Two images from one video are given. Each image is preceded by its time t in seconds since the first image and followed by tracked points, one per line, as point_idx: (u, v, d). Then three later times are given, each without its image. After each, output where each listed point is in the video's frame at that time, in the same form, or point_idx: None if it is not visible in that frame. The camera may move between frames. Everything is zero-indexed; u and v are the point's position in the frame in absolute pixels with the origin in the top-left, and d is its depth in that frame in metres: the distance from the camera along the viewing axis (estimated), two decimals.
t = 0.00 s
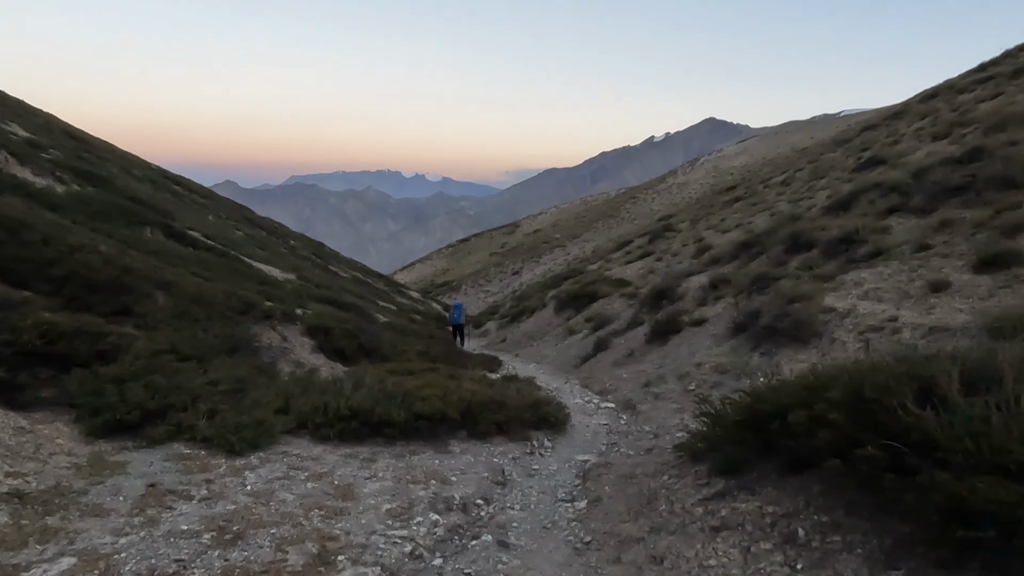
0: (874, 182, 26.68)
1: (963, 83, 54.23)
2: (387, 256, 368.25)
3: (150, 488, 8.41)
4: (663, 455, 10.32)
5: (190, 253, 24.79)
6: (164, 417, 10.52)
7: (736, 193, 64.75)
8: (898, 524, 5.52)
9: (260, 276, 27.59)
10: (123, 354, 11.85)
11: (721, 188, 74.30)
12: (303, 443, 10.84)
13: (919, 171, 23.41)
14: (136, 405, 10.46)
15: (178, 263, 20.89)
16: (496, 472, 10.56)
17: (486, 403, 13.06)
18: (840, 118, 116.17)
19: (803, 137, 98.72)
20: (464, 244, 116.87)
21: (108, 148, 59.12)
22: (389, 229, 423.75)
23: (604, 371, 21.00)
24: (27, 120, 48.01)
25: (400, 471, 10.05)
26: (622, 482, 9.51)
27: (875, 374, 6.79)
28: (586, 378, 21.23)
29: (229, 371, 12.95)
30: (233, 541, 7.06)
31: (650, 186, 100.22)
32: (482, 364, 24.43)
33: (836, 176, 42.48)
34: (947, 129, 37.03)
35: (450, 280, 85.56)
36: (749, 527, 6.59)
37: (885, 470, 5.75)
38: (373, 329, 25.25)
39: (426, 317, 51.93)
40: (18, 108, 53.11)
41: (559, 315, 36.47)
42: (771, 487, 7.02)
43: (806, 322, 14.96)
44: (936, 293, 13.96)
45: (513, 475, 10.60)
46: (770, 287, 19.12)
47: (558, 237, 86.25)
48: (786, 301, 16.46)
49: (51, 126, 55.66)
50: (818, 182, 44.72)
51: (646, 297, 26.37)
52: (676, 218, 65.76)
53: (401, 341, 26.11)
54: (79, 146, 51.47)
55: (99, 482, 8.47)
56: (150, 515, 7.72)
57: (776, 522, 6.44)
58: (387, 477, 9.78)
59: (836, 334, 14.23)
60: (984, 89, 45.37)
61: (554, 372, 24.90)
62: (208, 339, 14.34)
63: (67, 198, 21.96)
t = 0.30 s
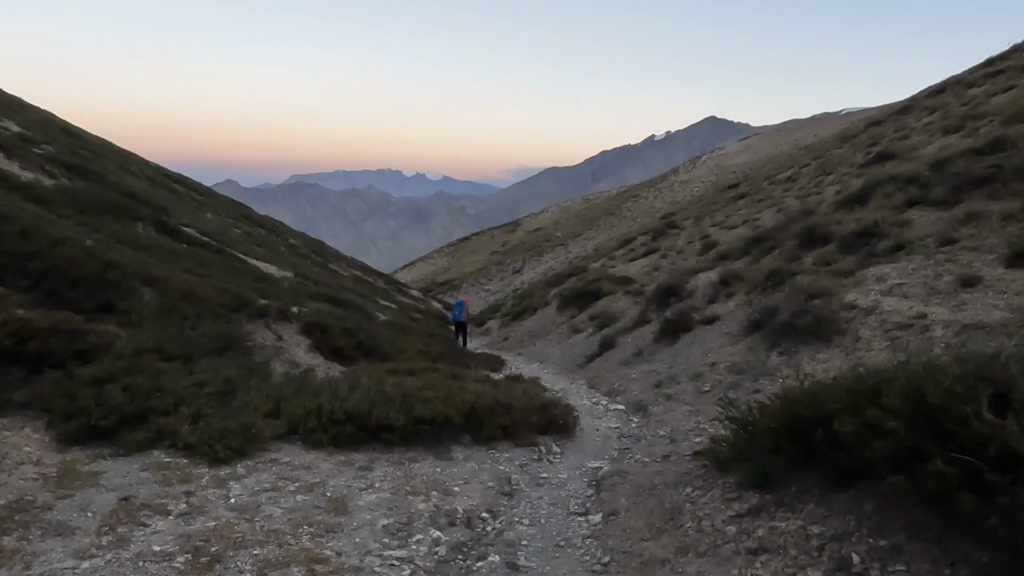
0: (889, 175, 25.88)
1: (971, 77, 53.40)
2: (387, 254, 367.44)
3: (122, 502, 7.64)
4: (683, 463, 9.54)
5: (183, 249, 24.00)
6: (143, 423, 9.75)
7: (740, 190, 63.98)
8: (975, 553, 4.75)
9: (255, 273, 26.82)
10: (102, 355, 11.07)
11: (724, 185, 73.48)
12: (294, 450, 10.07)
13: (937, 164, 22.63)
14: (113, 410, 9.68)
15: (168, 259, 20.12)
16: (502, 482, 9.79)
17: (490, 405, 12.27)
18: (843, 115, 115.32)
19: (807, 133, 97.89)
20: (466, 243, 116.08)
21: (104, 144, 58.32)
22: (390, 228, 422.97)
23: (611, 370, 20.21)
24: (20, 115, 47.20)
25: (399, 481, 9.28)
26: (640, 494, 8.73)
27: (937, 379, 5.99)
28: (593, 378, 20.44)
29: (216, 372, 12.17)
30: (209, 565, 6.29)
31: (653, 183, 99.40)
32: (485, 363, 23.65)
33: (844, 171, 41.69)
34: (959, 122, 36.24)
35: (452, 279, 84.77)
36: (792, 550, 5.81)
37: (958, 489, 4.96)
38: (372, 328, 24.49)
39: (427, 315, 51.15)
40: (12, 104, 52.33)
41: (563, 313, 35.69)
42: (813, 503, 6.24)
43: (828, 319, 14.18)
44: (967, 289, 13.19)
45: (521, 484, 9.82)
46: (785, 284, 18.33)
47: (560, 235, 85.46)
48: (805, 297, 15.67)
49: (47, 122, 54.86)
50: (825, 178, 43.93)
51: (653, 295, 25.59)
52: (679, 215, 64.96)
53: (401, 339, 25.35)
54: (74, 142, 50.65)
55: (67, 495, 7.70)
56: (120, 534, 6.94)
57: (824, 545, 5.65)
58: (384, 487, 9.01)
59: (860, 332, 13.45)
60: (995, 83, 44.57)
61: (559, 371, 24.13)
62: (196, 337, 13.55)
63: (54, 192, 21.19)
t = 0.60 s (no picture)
0: (899, 170, 25.13)
1: (977, 73, 52.67)
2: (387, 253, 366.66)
3: (78, 519, 6.89)
4: (697, 473, 8.79)
5: (171, 245, 23.24)
6: (111, 430, 9.00)
7: (742, 188, 63.22)
8: None
9: (247, 270, 26.05)
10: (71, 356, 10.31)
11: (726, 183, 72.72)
12: (276, 458, 9.32)
13: (951, 157, 21.90)
14: (77, 416, 8.92)
15: (154, 256, 19.36)
16: (500, 493, 9.05)
17: (488, 409, 11.53)
18: (845, 113, 114.55)
19: (808, 131, 97.17)
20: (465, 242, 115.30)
21: (99, 141, 57.55)
22: (389, 227, 422.13)
23: (614, 371, 19.47)
24: (12, 110, 46.41)
25: (388, 492, 8.54)
26: (651, 508, 7.98)
27: (996, 386, 5.25)
28: (595, 379, 19.70)
29: (196, 374, 11.42)
30: None
31: (653, 182, 98.66)
32: (483, 363, 22.90)
33: (849, 167, 40.95)
34: (967, 117, 35.51)
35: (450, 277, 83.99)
36: None
37: None
38: (367, 327, 23.74)
39: (425, 314, 50.41)
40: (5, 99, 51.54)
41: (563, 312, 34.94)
42: (852, 524, 5.49)
43: (844, 318, 13.44)
44: (994, 285, 12.46)
45: (520, 496, 9.08)
46: (797, 281, 17.58)
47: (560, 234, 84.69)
48: (818, 295, 14.93)
49: (40, 118, 54.09)
50: (829, 175, 43.20)
51: (657, 293, 24.85)
52: (681, 212, 64.21)
53: (397, 339, 24.58)
54: (67, 138, 49.89)
55: (17, 511, 6.95)
56: (70, 557, 6.18)
57: None
58: (372, 500, 8.25)
59: (880, 331, 12.72)
60: (1002, 78, 43.84)
61: (560, 371, 23.39)
62: (176, 337, 12.80)
63: (36, 186, 20.43)
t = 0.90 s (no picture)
0: (910, 166, 24.40)
1: (981, 70, 52.02)
2: (385, 252, 365.87)
3: (25, 551, 6.16)
4: (712, 493, 8.07)
5: (159, 243, 22.48)
6: (73, 444, 8.27)
7: (744, 186, 62.48)
8: None
9: (238, 269, 25.30)
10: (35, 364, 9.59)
11: (726, 182, 72.03)
12: (255, 475, 8.59)
13: (964, 153, 21.22)
14: (37, 430, 8.19)
15: (137, 255, 18.63)
16: (498, 513, 8.34)
17: (486, 419, 10.79)
18: (845, 112, 113.91)
19: (809, 130, 96.50)
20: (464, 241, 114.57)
21: (91, 138, 56.74)
22: (387, 226, 421.26)
23: (617, 374, 18.74)
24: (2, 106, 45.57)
25: (375, 514, 7.82)
26: (664, 534, 7.25)
27: None
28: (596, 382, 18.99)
29: (173, 381, 10.69)
30: None
31: (653, 180, 97.98)
32: (481, 366, 22.16)
33: (853, 165, 40.30)
34: (974, 113, 34.86)
35: (448, 276, 83.27)
36: None
37: None
38: (361, 328, 22.99)
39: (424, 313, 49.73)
40: None
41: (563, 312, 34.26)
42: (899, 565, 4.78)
43: (862, 321, 12.75)
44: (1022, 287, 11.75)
45: (519, 516, 8.37)
46: (807, 281, 16.88)
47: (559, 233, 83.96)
48: (833, 296, 14.21)
49: (31, 114, 53.28)
50: (833, 173, 42.54)
51: (660, 293, 24.15)
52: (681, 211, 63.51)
53: (393, 340, 23.87)
54: (58, 134, 49.05)
55: None
56: None
57: None
58: (357, 524, 7.53)
59: (900, 336, 12.00)
60: (1008, 75, 43.19)
61: (560, 374, 22.69)
62: (153, 341, 12.05)
63: (16, 181, 19.68)
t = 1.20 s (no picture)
0: (922, 158, 23.57)
1: (986, 65, 51.32)
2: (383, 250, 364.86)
3: None
4: (735, 506, 7.28)
5: (144, 236, 21.62)
6: (26, 451, 7.45)
7: (745, 183, 61.74)
8: None
9: (227, 264, 24.47)
10: None
11: (726, 179, 71.30)
12: (229, 483, 7.78)
13: (980, 144, 20.46)
14: None
15: (119, 248, 17.79)
16: (498, 526, 7.56)
17: (484, 420, 9.97)
18: (845, 109, 113.23)
19: (810, 127, 95.77)
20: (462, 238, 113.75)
21: (84, 133, 55.85)
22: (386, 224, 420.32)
23: (621, 373, 17.95)
24: None
25: (362, 529, 7.03)
26: (684, 553, 6.45)
27: None
28: (599, 381, 18.19)
29: (145, 381, 9.88)
30: None
31: (653, 177, 97.20)
32: (479, 365, 21.34)
33: (859, 160, 39.55)
34: (983, 106, 34.12)
35: (446, 274, 82.46)
36: None
37: None
38: (355, 325, 22.14)
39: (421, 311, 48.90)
40: None
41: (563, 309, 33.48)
42: None
43: (884, 317, 11.98)
44: None
45: (521, 529, 7.58)
46: (821, 276, 16.10)
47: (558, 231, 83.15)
48: (852, 291, 13.42)
49: (23, 108, 52.36)
50: (837, 168, 41.79)
51: (663, 289, 23.36)
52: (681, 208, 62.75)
53: (388, 338, 23.07)
54: (48, 129, 48.16)
55: None
56: None
57: None
58: (339, 540, 6.73)
59: (928, 333, 11.23)
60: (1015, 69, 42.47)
61: (560, 373, 21.90)
62: (127, 336, 11.23)
63: None
